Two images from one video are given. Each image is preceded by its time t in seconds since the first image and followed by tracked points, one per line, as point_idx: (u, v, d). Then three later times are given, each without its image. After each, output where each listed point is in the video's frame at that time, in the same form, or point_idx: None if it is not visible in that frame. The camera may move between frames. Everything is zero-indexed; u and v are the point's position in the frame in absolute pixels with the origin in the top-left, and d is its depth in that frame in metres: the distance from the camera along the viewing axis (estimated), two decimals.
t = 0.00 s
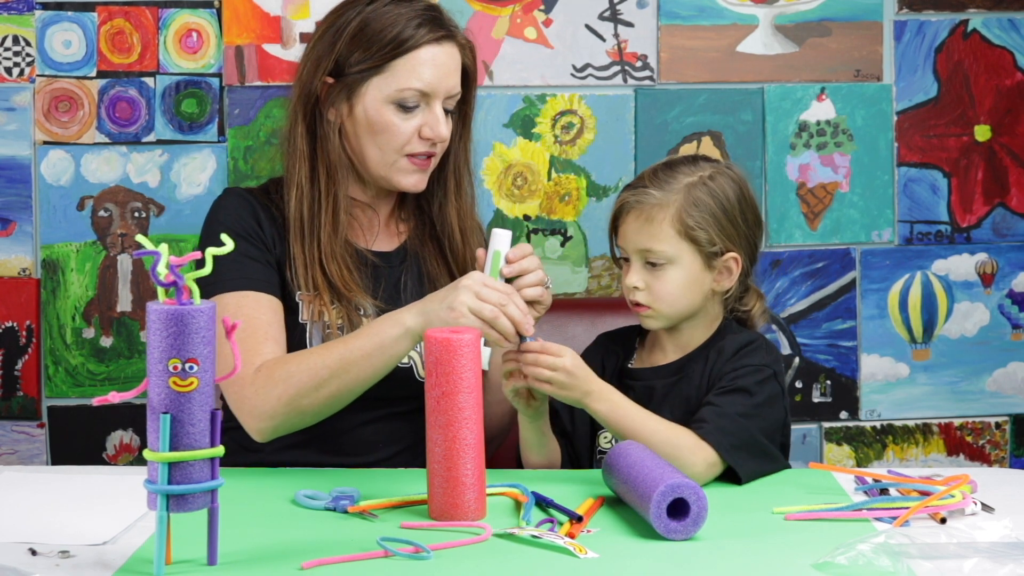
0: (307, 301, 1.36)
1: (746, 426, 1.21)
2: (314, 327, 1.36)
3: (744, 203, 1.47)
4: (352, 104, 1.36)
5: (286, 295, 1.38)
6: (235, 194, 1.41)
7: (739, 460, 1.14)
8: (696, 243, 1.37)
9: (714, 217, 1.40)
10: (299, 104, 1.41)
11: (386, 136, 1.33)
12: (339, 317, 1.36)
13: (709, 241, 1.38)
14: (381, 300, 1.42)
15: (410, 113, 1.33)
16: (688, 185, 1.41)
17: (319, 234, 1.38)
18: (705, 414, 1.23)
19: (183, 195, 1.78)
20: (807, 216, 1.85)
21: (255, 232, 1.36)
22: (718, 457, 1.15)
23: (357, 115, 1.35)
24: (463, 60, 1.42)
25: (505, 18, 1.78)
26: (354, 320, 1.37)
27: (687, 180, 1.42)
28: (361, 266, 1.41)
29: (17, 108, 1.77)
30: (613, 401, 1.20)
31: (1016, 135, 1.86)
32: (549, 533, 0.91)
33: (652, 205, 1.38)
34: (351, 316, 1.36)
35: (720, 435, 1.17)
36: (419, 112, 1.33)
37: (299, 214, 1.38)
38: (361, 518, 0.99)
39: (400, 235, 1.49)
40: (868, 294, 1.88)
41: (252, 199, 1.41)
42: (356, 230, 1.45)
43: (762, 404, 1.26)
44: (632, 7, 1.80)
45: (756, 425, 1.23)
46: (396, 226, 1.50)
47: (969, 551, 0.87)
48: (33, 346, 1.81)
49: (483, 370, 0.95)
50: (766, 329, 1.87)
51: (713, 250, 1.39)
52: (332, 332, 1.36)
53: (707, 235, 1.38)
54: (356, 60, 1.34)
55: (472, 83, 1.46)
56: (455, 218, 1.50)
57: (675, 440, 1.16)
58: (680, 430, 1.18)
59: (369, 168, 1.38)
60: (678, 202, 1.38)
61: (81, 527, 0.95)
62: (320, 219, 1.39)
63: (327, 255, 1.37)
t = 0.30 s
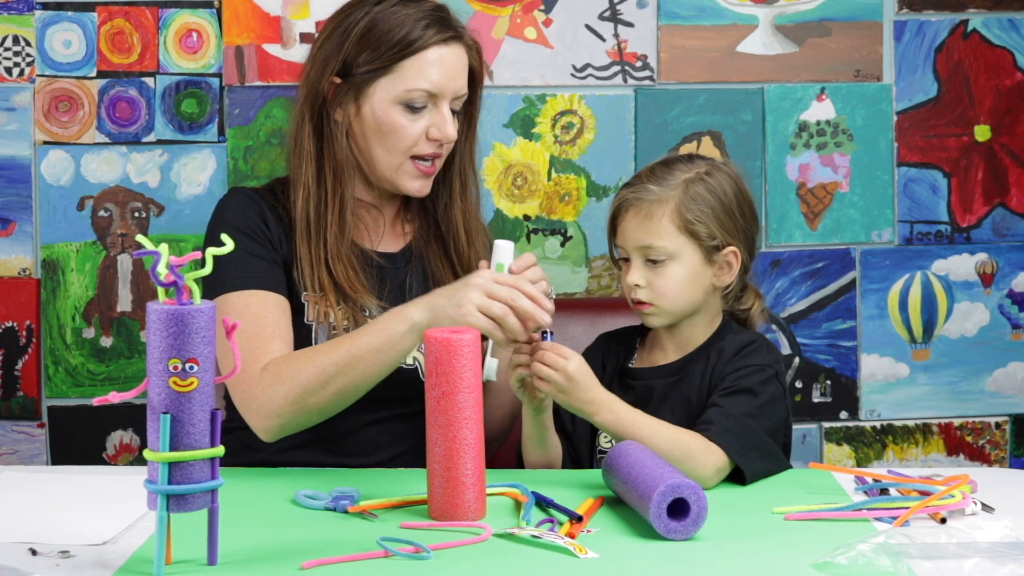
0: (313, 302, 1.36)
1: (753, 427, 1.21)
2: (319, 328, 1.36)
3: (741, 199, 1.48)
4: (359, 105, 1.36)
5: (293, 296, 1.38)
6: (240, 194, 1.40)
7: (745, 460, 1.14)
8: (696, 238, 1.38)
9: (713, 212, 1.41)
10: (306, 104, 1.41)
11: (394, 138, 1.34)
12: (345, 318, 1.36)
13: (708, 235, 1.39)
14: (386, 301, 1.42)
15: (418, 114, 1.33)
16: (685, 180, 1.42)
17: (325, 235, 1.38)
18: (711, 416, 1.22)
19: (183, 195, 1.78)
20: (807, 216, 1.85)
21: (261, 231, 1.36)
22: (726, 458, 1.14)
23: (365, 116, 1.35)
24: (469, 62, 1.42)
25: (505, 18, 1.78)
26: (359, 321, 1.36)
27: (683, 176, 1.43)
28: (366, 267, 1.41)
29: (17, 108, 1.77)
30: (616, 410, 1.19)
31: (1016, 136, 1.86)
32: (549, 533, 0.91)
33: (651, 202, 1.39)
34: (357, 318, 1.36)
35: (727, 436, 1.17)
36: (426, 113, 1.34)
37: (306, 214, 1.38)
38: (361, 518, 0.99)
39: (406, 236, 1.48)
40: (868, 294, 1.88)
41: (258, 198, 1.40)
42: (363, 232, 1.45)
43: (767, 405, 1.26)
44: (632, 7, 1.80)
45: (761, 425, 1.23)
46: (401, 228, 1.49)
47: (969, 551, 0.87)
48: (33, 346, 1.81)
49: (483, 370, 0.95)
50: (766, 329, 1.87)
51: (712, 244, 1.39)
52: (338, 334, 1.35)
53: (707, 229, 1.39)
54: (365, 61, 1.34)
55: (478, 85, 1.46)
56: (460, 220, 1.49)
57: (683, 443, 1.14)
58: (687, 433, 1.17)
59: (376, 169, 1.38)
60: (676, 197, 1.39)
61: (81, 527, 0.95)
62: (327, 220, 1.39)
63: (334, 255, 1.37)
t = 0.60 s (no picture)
0: (311, 304, 1.36)
1: (752, 426, 1.21)
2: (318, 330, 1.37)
3: (731, 194, 1.48)
4: (365, 106, 1.34)
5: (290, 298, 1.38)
6: (238, 195, 1.40)
7: (745, 459, 1.14)
8: (687, 234, 1.38)
9: (704, 208, 1.41)
10: (311, 103, 1.41)
11: (399, 141, 1.32)
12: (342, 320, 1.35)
13: (700, 231, 1.39)
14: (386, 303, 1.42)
15: (424, 117, 1.32)
16: (674, 178, 1.42)
17: (327, 237, 1.38)
18: (710, 416, 1.22)
19: (183, 195, 1.78)
20: (807, 216, 1.85)
21: (258, 239, 1.36)
22: (726, 458, 1.14)
23: (371, 118, 1.34)
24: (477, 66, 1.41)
25: (505, 18, 1.78)
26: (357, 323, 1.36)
27: (672, 173, 1.43)
28: (366, 269, 1.40)
29: (17, 108, 1.77)
30: (614, 415, 1.18)
31: (1016, 136, 1.86)
32: (549, 533, 0.91)
33: (641, 201, 1.39)
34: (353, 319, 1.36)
35: (727, 436, 1.17)
36: (432, 116, 1.32)
37: (308, 214, 1.38)
38: (361, 519, 0.99)
39: (407, 237, 1.48)
40: (868, 294, 1.88)
41: (258, 199, 1.41)
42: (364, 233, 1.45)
43: (765, 403, 1.26)
44: (632, 7, 1.80)
45: (761, 424, 1.23)
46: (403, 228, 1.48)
47: (970, 551, 0.87)
48: (33, 346, 1.81)
49: (483, 370, 0.95)
50: (766, 329, 1.87)
51: (704, 240, 1.39)
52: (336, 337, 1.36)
53: (698, 226, 1.39)
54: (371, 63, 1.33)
55: (484, 88, 1.46)
56: (462, 223, 1.49)
57: (683, 444, 1.14)
58: (688, 434, 1.17)
59: (379, 172, 1.37)
60: (666, 195, 1.39)
61: (81, 527, 0.95)
62: (328, 222, 1.38)
63: (334, 255, 1.37)
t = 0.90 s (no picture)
0: (306, 306, 1.35)
1: (752, 426, 1.21)
2: (314, 331, 1.36)
3: (727, 194, 1.48)
4: (362, 102, 1.34)
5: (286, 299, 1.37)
6: (235, 195, 1.40)
7: (745, 459, 1.14)
8: (685, 236, 1.38)
9: (701, 209, 1.41)
10: (310, 100, 1.41)
11: (396, 139, 1.32)
12: (336, 320, 1.35)
13: (697, 232, 1.39)
14: (382, 302, 1.41)
15: (421, 115, 1.32)
16: (670, 180, 1.42)
17: (322, 230, 1.37)
18: (710, 416, 1.22)
19: (183, 195, 1.78)
20: (807, 216, 1.85)
21: (254, 241, 1.36)
22: (727, 458, 1.14)
23: (367, 114, 1.34)
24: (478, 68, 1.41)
25: (505, 18, 1.78)
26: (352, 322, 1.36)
27: (668, 175, 1.43)
28: (361, 267, 1.40)
29: (17, 108, 1.77)
30: (613, 414, 1.18)
31: (1016, 136, 1.86)
32: (549, 533, 0.91)
33: (638, 204, 1.39)
34: (349, 321, 1.36)
35: (727, 436, 1.17)
36: (429, 114, 1.32)
37: (304, 210, 1.38)
38: (361, 518, 0.99)
39: (405, 238, 1.48)
40: (868, 294, 1.88)
41: (255, 199, 1.41)
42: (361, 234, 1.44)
43: (765, 403, 1.26)
44: (632, 7, 1.80)
45: (761, 424, 1.23)
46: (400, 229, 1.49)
47: (970, 551, 0.87)
48: (33, 346, 1.81)
49: (483, 370, 0.95)
50: (766, 329, 1.87)
51: (702, 241, 1.39)
52: (328, 336, 1.35)
53: (695, 227, 1.39)
54: (370, 61, 1.33)
55: (486, 92, 1.46)
56: (462, 226, 1.49)
57: (685, 444, 1.14)
58: (688, 434, 1.17)
59: (377, 171, 1.36)
60: (662, 197, 1.39)
61: (81, 527, 0.95)
62: (324, 221, 1.38)
63: (329, 252, 1.36)
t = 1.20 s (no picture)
0: (309, 307, 1.35)
1: (753, 426, 1.21)
2: (316, 332, 1.35)
3: (731, 196, 1.48)
4: (368, 103, 1.34)
5: (290, 299, 1.37)
6: (238, 195, 1.40)
7: (746, 459, 1.14)
8: (689, 239, 1.38)
9: (705, 212, 1.41)
10: (315, 99, 1.41)
11: (401, 140, 1.32)
12: (339, 321, 1.35)
13: (701, 235, 1.39)
14: (385, 303, 1.41)
15: (427, 117, 1.31)
16: (675, 182, 1.42)
17: (326, 231, 1.37)
18: (711, 416, 1.22)
19: (183, 195, 1.78)
20: (807, 216, 1.85)
21: (256, 241, 1.36)
22: (728, 458, 1.14)
23: (373, 113, 1.34)
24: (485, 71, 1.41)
25: (505, 18, 1.78)
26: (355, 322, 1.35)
27: (673, 177, 1.43)
28: (365, 268, 1.40)
29: (17, 108, 1.77)
30: (619, 416, 1.17)
31: (1016, 136, 1.86)
32: (549, 533, 0.91)
33: (641, 207, 1.39)
34: (352, 322, 1.35)
35: (728, 436, 1.17)
36: (435, 116, 1.32)
37: (309, 211, 1.38)
38: (361, 519, 0.99)
39: (409, 239, 1.48)
40: (868, 294, 1.88)
41: (258, 199, 1.41)
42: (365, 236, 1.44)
43: (766, 403, 1.26)
44: (632, 7, 1.80)
45: (761, 424, 1.23)
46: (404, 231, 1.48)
47: (970, 551, 0.87)
48: (33, 346, 1.81)
49: (483, 371, 0.95)
50: (766, 329, 1.87)
51: (705, 244, 1.39)
52: (331, 337, 1.34)
53: (700, 230, 1.39)
54: (377, 61, 1.32)
55: (493, 95, 1.46)
56: (467, 228, 1.49)
57: (687, 446, 1.14)
58: (689, 434, 1.17)
59: (381, 172, 1.36)
60: (667, 200, 1.39)
61: (81, 527, 0.95)
62: (329, 221, 1.38)
63: (332, 252, 1.36)
